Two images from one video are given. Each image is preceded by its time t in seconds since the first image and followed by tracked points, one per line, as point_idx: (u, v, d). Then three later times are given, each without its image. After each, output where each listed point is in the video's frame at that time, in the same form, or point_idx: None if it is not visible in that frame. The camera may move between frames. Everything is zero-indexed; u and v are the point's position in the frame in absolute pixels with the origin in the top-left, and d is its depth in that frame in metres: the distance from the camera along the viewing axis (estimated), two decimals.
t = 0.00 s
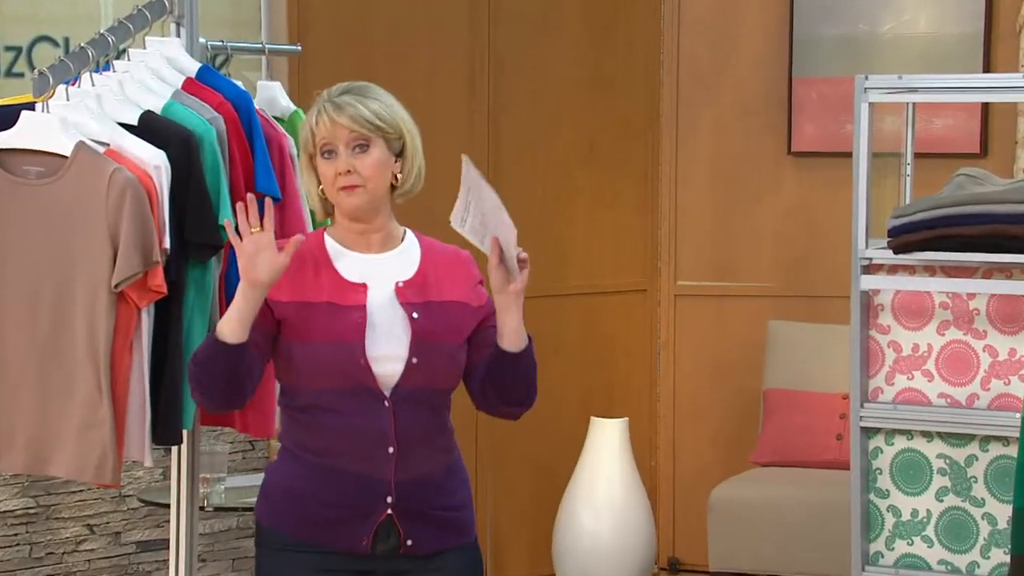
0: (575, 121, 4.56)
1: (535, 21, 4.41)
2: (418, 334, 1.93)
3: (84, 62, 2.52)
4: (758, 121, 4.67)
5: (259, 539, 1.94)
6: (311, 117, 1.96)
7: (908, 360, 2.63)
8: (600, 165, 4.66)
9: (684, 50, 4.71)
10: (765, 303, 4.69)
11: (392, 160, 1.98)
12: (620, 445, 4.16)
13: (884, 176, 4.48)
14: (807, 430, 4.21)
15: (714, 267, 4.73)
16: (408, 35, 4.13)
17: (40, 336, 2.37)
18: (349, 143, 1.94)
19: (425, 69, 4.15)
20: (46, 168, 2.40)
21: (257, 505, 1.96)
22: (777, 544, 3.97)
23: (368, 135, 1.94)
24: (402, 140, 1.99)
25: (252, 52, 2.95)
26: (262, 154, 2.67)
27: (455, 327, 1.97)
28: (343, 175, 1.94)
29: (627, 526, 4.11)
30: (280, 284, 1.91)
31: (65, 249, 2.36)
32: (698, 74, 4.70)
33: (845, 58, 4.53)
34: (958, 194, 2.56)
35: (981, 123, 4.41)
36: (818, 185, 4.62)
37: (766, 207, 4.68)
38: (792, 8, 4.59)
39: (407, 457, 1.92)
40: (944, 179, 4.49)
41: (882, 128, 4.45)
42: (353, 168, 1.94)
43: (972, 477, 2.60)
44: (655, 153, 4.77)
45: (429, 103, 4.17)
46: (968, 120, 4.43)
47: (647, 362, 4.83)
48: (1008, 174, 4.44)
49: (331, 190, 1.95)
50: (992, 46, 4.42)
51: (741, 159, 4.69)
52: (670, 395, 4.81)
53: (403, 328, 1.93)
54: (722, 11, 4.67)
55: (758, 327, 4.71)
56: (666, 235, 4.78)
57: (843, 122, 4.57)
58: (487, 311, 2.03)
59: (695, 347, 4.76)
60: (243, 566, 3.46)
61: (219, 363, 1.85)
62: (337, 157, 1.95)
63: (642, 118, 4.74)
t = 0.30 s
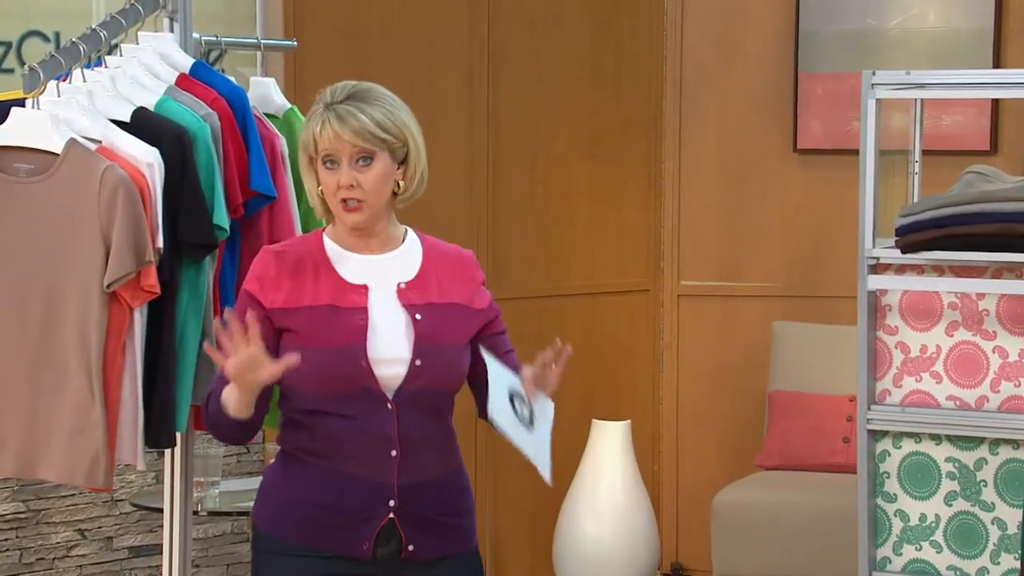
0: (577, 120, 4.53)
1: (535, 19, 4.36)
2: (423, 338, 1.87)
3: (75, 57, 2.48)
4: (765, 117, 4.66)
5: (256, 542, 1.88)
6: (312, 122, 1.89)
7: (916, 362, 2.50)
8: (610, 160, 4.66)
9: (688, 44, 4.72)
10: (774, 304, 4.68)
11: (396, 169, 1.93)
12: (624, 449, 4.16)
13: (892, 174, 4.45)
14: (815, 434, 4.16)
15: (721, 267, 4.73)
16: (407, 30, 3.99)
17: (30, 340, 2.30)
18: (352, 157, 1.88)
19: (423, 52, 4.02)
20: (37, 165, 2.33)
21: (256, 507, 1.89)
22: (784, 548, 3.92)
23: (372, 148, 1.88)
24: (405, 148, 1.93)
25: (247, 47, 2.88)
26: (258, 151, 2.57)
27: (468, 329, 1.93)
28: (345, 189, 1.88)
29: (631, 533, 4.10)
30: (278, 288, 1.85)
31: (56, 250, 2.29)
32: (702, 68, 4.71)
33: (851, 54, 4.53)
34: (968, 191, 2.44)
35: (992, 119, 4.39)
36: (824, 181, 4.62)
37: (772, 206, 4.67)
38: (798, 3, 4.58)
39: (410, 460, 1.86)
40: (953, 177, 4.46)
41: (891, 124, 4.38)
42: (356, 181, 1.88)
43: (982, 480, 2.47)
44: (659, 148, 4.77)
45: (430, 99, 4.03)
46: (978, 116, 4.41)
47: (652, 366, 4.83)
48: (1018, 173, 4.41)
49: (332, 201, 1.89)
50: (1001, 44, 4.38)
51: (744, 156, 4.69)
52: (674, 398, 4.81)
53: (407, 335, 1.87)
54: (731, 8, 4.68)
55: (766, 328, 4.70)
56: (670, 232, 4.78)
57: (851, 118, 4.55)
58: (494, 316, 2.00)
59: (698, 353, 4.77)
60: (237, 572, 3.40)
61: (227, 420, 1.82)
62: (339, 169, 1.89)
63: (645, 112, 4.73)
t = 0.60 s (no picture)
0: (577, 119, 4.51)
1: (535, 17, 4.33)
2: (422, 339, 1.84)
3: (71, 54, 2.44)
4: (767, 114, 4.63)
5: (254, 545, 1.84)
6: (316, 114, 1.87)
7: (920, 363, 2.46)
8: (609, 157, 4.63)
9: (690, 41, 4.69)
10: (778, 304, 4.66)
11: (398, 164, 1.90)
12: (625, 451, 4.14)
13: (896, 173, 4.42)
14: (818, 434, 4.14)
15: (724, 266, 4.71)
16: (407, 28, 3.96)
17: (26, 341, 2.26)
18: (355, 145, 1.85)
19: (423, 52, 3.99)
20: (32, 163, 2.29)
21: (253, 510, 1.85)
22: (787, 550, 3.89)
23: (376, 137, 1.86)
24: (408, 144, 1.91)
25: (245, 45, 2.85)
26: (256, 150, 2.55)
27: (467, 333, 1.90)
28: (347, 178, 1.85)
29: (632, 537, 4.07)
30: (278, 289, 1.81)
31: (51, 250, 2.26)
32: (704, 67, 4.68)
33: (855, 52, 4.51)
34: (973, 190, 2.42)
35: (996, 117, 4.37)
36: (828, 180, 4.59)
37: (774, 205, 4.64)
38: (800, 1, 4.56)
39: (410, 461, 1.83)
40: (956, 176, 4.44)
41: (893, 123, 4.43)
42: (359, 171, 1.85)
43: (987, 482, 2.43)
44: (660, 147, 4.73)
45: (430, 100, 4.00)
46: (983, 114, 4.39)
47: (652, 366, 4.80)
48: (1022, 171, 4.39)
49: (332, 192, 1.86)
50: (1006, 42, 4.35)
51: (746, 154, 4.66)
52: (675, 399, 4.78)
53: (407, 337, 1.84)
54: (733, 6, 4.65)
55: (768, 327, 4.67)
56: (671, 232, 4.75)
57: (853, 117, 4.53)
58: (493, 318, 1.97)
59: (699, 354, 4.74)
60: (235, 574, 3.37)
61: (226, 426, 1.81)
62: (341, 159, 1.86)
63: (645, 112, 4.71)
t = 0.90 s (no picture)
0: (577, 118, 4.51)
1: (535, 17, 4.33)
2: (423, 340, 1.84)
3: (71, 54, 2.45)
4: (768, 114, 4.63)
5: (256, 546, 1.84)
6: (321, 104, 1.91)
7: (920, 363, 2.46)
8: (609, 156, 4.63)
9: (691, 41, 4.69)
10: (779, 303, 4.65)
11: (400, 157, 1.92)
12: (625, 451, 4.14)
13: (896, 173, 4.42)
14: (818, 434, 4.14)
15: (724, 266, 4.70)
16: (407, 27, 3.96)
17: (26, 341, 2.26)
18: (359, 129, 1.88)
19: (422, 50, 3.99)
20: (32, 163, 2.29)
21: (255, 509, 1.86)
22: (787, 550, 3.89)
23: (380, 122, 1.88)
24: (411, 139, 1.93)
25: (245, 44, 2.85)
26: (257, 150, 2.54)
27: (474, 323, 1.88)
28: (351, 160, 1.86)
29: (632, 538, 4.07)
30: (279, 288, 1.82)
31: (51, 250, 2.25)
32: (704, 67, 4.68)
33: (856, 52, 4.51)
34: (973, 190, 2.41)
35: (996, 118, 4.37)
36: (828, 180, 4.59)
37: (774, 205, 4.64)
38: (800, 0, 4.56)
39: (410, 462, 1.82)
40: (956, 176, 4.44)
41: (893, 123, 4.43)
42: (362, 154, 1.87)
43: (987, 483, 2.43)
44: (660, 147, 4.73)
45: (430, 100, 4.00)
46: (983, 114, 4.39)
47: (652, 366, 4.80)
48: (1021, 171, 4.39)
49: (335, 176, 1.87)
50: (1006, 42, 4.35)
51: (746, 153, 4.66)
52: (676, 398, 4.78)
53: (408, 337, 1.83)
54: (733, 6, 4.65)
55: (768, 327, 4.67)
56: (671, 232, 4.75)
57: (853, 117, 4.53)
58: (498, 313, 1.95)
59: (699, 354, 4.74)
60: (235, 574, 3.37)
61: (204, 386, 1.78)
62: (345, 144, 1.88)
63: (645, 111, 4.70)
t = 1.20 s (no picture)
0: (577, 118, 4.51)
1: (535, 17, 4.33)
2: (425, 339, 1.83)
3: (70, 54, 2.46)
4: (767, 114, 4.63)
5: (256, 546, 1.84)
6: (336, 98, 1.90)
7: (920, 363, 2.46)
8: (609, 156, 4.63)
9: (691, 41, 4.69)
10: (779, 303, 4.65)
11: (406, 163, 1.91)
12: (625, 452, 4.14)
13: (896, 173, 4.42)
14: (818, 434, 4.14)
15: (724, 267, 4.70)
16: (407, 27, 3.96)
17: (26, 342, 2.26)
18: (367, 130, 1.87)
19: (422, 51, 3.99)
20: (32, 163, 2.29)
21: (256, 509, 1.86)
22: (787, 550, 3.89)
23: (389, 127, 1.88)
24: (420, 146, 1.92)
25: (246, 44, 2.85)
26: (257, 150, 2.54)
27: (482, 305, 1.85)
28: (353, 160, 1.86)
29: (632, 538, 4.08)
30: (281, 286, 1.81)
31: (51, 249, 2.25)
32: (704, 67, 4.68)
33: (856, 52, 4.51)
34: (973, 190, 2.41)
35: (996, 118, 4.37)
36: (829, 180, 4.59)
37: (774, 205, 4.64)
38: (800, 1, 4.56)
39: (410, 461, 1.83)
40: (956, 176, 4.43)
41: (893, 124, 4.43)
42: (366, 155, 1.86)
43: (987, 483, 2.43)
44: (660, 147, 4.74)
45: (430, 100, 4.01)
46: (983, 114, 4.39)
47: (652, 366, 4.80)
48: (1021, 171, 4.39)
49: (337, 174, 1.87)
50: (1006, 41, 4.35)
51: (746, 152, 4.66)
52: (676, 398, 4.78)
53: (410, 334, 1.83)
54: (733, 6, 4.65)
55: (768, 327, 4.67)
56: (671, 232, 4.75)
57: (853, 117, 4.54)
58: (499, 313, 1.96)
59: (699, 353, 4.74)
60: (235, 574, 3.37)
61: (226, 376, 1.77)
62: (351, 143, 1.87)
63: (645, 111, 4.70)
